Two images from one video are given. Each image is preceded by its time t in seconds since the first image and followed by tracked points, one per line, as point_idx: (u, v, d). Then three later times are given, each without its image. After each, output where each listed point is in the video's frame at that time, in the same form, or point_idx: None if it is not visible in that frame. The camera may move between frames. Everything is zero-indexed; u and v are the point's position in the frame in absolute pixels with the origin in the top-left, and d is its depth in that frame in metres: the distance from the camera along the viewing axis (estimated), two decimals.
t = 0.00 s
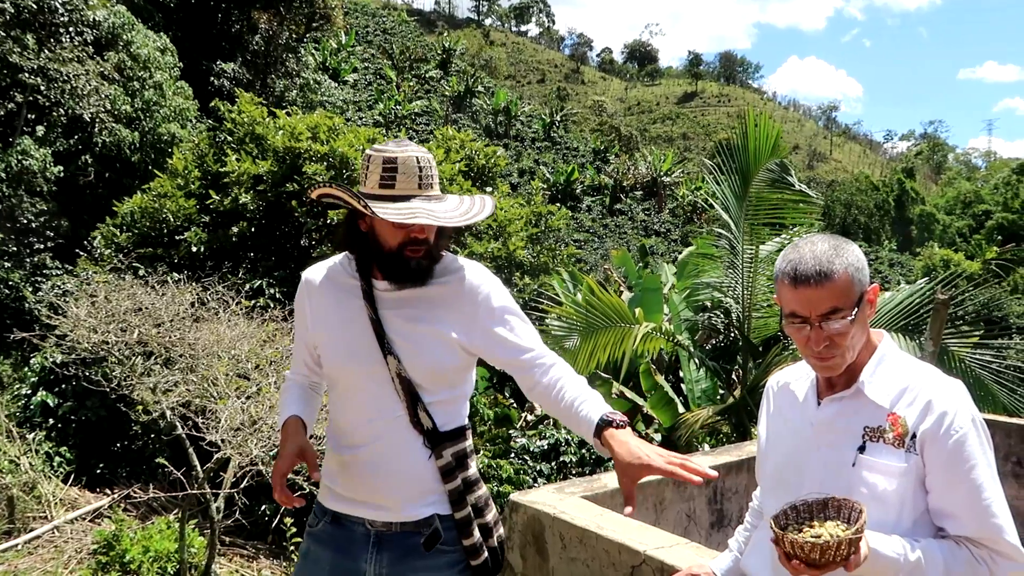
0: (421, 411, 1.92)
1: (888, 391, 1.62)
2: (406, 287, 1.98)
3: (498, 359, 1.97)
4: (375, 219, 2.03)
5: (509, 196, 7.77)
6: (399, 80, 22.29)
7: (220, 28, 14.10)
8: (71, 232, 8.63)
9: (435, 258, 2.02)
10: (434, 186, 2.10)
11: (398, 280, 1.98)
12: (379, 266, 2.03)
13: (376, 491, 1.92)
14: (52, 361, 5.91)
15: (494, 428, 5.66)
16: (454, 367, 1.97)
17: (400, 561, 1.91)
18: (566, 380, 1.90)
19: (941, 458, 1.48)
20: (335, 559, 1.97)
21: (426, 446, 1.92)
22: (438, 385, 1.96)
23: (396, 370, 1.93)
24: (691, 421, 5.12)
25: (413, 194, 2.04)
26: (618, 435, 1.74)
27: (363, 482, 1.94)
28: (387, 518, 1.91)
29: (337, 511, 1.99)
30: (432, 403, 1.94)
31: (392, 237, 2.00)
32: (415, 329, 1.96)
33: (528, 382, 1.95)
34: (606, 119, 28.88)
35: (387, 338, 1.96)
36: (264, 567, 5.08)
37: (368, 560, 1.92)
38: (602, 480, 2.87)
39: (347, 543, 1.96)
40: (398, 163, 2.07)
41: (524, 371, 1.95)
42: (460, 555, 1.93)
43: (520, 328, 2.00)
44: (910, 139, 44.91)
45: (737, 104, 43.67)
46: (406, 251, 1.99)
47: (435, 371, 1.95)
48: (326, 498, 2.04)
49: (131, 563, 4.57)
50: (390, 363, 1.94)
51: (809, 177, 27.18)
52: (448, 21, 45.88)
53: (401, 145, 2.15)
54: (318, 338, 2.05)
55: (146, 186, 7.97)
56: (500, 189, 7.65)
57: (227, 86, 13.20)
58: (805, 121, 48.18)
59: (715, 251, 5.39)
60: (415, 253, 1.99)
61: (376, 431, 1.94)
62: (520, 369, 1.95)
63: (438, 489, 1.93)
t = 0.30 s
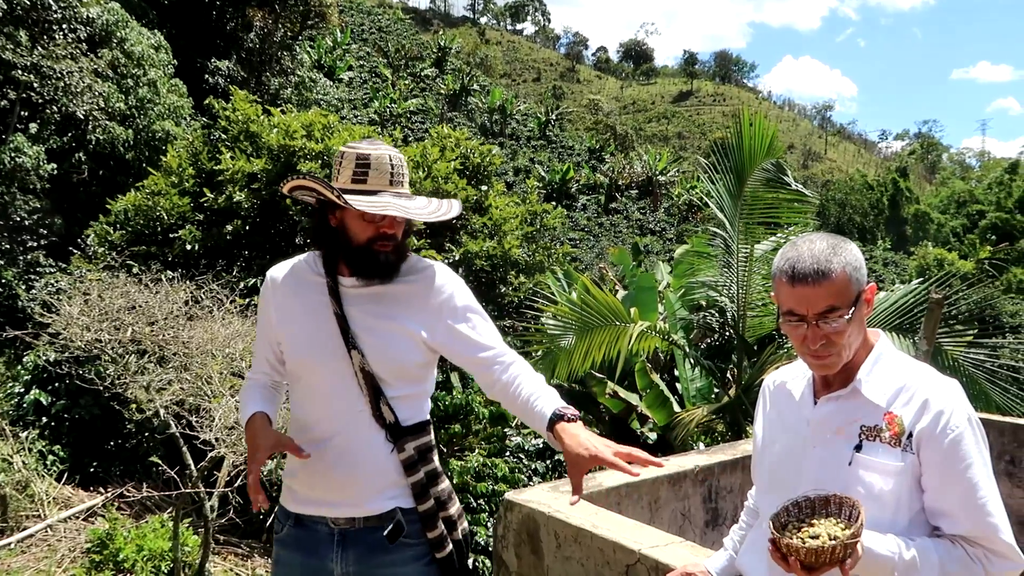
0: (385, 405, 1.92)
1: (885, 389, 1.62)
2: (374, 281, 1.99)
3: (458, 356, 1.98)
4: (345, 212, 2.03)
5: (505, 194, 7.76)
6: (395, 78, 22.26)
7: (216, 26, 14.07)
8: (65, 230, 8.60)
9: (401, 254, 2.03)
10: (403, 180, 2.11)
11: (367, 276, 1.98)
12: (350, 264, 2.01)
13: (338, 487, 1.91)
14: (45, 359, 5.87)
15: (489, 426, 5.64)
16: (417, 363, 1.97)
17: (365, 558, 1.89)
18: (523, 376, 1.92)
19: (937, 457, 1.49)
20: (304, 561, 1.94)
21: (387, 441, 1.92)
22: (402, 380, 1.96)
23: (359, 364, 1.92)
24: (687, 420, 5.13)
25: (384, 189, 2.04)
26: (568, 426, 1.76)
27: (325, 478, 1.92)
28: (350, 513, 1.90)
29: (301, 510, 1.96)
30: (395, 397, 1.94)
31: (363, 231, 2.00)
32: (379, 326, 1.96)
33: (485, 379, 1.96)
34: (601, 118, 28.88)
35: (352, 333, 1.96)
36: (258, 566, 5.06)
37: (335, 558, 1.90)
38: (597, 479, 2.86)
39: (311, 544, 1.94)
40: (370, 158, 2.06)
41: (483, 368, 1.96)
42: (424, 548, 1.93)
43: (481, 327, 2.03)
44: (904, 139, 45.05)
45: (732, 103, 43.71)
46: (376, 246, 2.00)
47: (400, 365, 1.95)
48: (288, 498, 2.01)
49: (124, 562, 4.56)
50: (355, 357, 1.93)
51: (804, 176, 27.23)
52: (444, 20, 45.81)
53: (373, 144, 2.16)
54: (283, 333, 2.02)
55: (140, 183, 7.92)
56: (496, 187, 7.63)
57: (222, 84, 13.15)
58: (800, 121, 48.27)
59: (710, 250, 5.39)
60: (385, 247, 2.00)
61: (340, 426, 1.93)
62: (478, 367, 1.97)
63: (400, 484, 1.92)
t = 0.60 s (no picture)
0: (348, 399, 1.92)
1: (883, 389, 1.62)
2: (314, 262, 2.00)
3: (415, 345, 2.00)
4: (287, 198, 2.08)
5: (502, 193, 7.74)
6: (392, 77, 22.23)
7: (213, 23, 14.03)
8: (61, 228, 8.57)
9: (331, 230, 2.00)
10: (339, 160, 2.02)
11: (297, 254, 1.99)
12: (280, 238, 2.04)
13: (305, 479, 1.89)
14: (40, 358, 5.85)
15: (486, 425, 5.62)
16: (376, 356, 1.97)
17: (331, 546, 1.89)
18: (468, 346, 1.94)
19: (936, 456, 1.49)
20: (269, 554, 1.93)
21: (352, 432, 1.92)
22: (362, 374, 1.96)
23: (321, 360, 1.91)
24: (684, 419, 5.14)
25: (312, 163, 1.99)
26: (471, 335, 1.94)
27: (289, 471, 1.90)
28: (317, 504, 1.89)
29: (263, 505, 1.93)
30: (357, 391, 1.95)
31: (297, 206, 2.02)
32: (333, 318, 1.95)
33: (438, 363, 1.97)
34: (599, 117, 28.86)
35: (314, 330, 1.93)
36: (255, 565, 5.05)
37: (299, 550, 1.89)
38: (595, 478, 2.86)
39: (275, 537, 1.92)
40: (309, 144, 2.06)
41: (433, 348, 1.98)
42: (386, 537, 1.95)
43: (436, 315, 2.05)
44: (901, 138, 45.12)
45: (730, 102, 43.71)
46: (302, 218, 2.00)
47: (362, 358, 1.94)
48: (248, 493, 1.97)
49: (121, 561, 4.56)
50: (316, 354, 1.91)
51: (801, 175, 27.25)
52: (441, 18, 45.74)
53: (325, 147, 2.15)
54: (243, 328, 1.96)
55: (137, 181, 7.90)
56: (494, 186, 7.62)
57: (219, 82, 13.12)
58: (797, 120, 48.30)
59: (708, 249, 5.39)
60: (311, 220, 1.99)
61: (304, 419, 1.90)
62: (433, 353, 1.99)
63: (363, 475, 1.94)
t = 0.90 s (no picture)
0: (324, 394, 1.95)
1: (878, 389, 1.63)
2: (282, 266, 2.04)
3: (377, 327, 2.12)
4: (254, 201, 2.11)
5: (500, 192, 7.74)
6: (390, 76, 22.20)
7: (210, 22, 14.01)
8: (59, 227, 8.57)
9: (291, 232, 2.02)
10: (302, 164, 2.07)
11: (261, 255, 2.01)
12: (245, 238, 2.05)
13: (282, 473, 1.88)
14: (38, 358, 5.84)
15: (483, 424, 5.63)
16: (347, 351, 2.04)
17: (312, 537, 1.90)
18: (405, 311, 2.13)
19: (931, 455, 1.49)
20: (248, 552, 1.90)
21: (327, 427, 1.95)
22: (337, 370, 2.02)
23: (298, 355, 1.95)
24: (682, 418, 5.15)
25: (275, 167, 2.05)
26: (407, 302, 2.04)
27: (264, 467, 1.88)
28: (295, 497, 1.88)
29: (237, 504, 1.89)
30: (331, 387, 1.99)
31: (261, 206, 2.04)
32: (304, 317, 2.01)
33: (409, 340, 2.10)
34: (597, 115, 28.86)
35: (291, 327, 1.99)
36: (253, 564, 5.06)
37: (279, 543, 1.88)
38: (593, 477, 2.87)
39: (252, 534, 1.89)
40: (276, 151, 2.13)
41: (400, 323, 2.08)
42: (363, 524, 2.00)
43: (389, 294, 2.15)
44: (900, 137, 45.15)
45: (728, 101, 43.70)
46: (263, 220, 2.01)
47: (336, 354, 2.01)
48: (219, 493, 1.91)
49: (119, 560, 4.58)
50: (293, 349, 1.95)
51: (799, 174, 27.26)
52: (439, 16, 45.69)
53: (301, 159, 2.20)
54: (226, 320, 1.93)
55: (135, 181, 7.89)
56: (492, 185, 7.61)
57: (216, 81, 13.08)
58: (795, 119, 48.33)
59: (706, 249, 5.39)
60: (272, 221, 2.01)
61: (280, 414, 1.90)
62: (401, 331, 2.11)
63: (337, 468, 1.96)
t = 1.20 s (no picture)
0: (318, 394, 1.96)
1: (877, 389, 1.63)
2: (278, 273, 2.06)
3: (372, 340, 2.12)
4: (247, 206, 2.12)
5: (500, 192, 7.73)
6: (390, 76, 22.21)
7: (210, 22, 14.02)
8: (59, 227, 8.57)
9: (281, 242, 2.03)
10: (287, 170, 2.06)
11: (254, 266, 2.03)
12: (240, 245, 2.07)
13: (277, 473, 1.88)
14: (38, 358, 5.85)
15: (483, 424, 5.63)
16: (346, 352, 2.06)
17: (305, 540, 1.90)
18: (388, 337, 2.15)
19: (929, 456, 1.49)
20: (241, 554, 1.90)
21: (321, 428, 1.95)
22: (331, 370, 2.03)
23: (294, 355, 1.95)
24: (682, 419, 5.15)
25: (260, 176, 2.05)
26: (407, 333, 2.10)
27: (259, 467, 1.88)
28: (289, 498, 1.88)
29: (233, 504, 1.89)
30: (326, 387, 2.01)
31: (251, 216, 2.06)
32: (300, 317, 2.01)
33: (386, 368, 2.16)
34: (597, 115, 28.85)
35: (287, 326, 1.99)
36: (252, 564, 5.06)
37: (272, 546, 1.88)
38: (593, 477, 2.87)
39: (245, 537, 1.89)
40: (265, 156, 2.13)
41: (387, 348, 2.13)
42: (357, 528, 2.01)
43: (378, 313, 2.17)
44: (900, 137, 45.14)
45: (728, 101, 43.71)
46: (254, 231, 2.02)
47: (332, 353, 2.02)
48: (214, 495, 1.91)
49: (119, 561, 4.59)
50: (288, 349, 1.95)
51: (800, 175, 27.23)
52: (439, 16, 45.71)
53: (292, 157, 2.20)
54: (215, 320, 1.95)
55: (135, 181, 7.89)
56: (492, 185, 7.61)
57: (216, 82, 13.08)
58: (795, 120, 48.33)
59: (707, 250, 5.39)
60: (262, 232, 2.01)
61: (274, 414, 1.91)
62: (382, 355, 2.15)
63: (332, 471, 1.96)
